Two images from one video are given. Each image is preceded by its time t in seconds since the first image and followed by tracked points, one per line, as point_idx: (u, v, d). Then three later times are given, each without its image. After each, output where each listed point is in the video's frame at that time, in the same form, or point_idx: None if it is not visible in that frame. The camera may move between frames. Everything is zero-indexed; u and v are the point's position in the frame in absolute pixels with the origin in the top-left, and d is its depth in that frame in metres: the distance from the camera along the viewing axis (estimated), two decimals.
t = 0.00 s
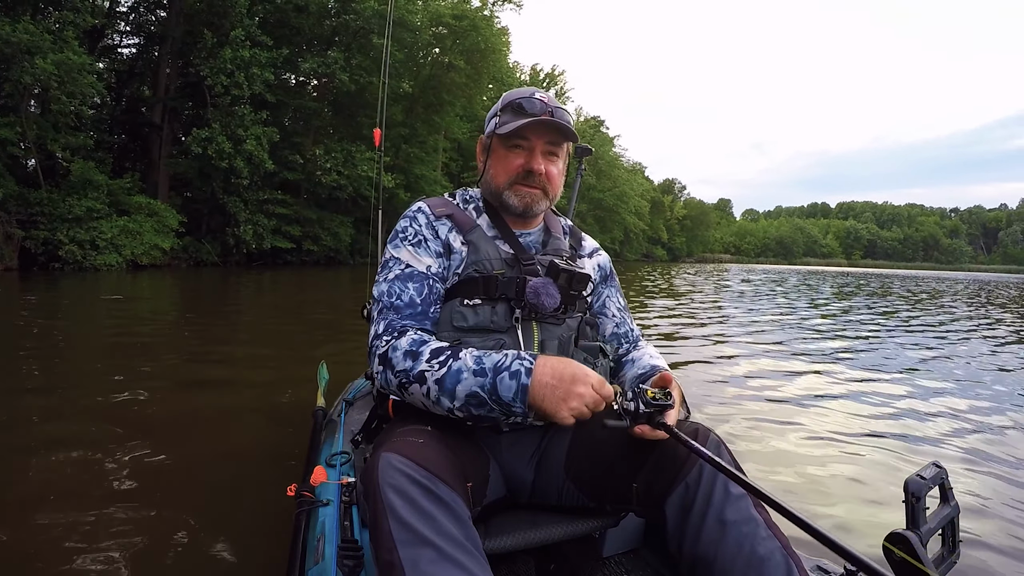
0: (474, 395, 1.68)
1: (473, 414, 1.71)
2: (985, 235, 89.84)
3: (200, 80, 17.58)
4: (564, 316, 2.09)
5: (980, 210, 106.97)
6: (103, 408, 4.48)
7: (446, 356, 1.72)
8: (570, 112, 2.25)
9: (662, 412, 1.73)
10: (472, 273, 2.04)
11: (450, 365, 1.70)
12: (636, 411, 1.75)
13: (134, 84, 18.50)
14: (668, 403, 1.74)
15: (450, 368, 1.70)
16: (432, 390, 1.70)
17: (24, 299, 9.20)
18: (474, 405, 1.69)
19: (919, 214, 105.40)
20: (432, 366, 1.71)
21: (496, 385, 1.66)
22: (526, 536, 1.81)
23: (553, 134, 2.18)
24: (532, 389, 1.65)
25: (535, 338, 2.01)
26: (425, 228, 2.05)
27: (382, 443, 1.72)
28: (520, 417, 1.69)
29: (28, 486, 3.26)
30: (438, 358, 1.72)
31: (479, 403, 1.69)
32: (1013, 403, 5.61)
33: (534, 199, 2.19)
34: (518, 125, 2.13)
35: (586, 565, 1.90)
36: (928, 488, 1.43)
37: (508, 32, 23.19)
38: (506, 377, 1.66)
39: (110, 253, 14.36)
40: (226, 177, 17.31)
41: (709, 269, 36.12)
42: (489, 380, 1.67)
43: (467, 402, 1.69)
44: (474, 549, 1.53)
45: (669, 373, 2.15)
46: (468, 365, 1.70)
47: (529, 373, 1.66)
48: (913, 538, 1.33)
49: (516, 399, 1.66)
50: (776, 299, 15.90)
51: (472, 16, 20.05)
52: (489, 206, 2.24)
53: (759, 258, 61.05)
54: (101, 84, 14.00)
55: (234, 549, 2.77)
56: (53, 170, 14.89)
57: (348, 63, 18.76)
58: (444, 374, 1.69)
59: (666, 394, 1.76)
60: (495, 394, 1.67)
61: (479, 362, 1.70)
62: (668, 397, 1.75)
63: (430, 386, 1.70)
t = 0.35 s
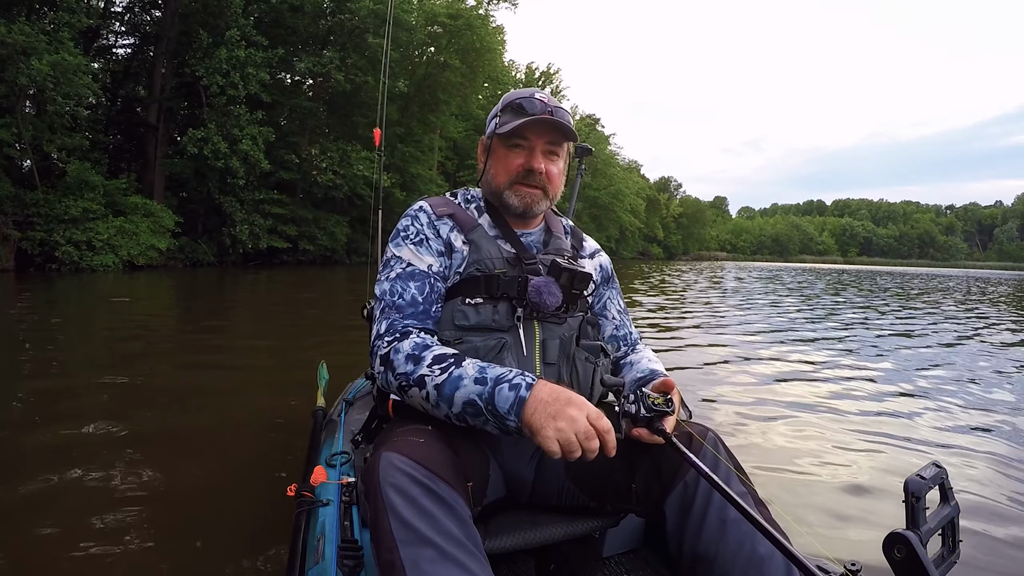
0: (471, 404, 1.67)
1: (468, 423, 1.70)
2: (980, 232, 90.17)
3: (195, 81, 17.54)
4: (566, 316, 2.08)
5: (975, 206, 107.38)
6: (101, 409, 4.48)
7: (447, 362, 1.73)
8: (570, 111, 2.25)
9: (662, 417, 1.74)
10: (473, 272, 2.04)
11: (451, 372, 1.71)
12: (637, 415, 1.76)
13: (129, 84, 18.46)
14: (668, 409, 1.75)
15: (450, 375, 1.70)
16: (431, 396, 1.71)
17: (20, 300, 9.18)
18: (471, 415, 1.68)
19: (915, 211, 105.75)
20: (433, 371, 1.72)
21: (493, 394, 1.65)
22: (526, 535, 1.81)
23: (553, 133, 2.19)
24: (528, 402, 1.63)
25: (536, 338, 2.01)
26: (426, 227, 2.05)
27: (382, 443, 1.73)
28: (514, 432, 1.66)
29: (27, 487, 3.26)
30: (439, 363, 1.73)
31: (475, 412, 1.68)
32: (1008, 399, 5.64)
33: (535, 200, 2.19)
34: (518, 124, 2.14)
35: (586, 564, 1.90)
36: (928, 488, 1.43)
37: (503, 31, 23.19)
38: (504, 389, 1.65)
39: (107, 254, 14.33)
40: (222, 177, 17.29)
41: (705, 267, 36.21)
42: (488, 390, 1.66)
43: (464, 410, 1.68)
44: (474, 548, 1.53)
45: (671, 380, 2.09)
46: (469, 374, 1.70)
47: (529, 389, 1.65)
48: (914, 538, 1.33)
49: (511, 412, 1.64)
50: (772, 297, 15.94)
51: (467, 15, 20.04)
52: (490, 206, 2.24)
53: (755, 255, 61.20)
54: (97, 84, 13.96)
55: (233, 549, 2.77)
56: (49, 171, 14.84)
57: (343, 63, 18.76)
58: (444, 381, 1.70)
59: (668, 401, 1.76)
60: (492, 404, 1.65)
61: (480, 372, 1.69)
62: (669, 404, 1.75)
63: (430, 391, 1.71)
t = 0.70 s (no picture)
0: (470, 399, 1.68)
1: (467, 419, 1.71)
2: (975, 229, 90.48)
3: (191, 81, 17.50)
4: (567, 312, 2.09)
5: (970, 204, 107.71)
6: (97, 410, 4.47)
7: (444, 358, 1.72)
8: (566, 110, 2.24)
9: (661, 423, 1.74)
10: (473, 268, 2.05)
11: (448, 368, 1.70)
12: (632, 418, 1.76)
13: (125, 85, 18.41)
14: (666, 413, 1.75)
15: (447, 371, 1.70)
16: (429, 393, 1.71)
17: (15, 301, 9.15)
18: (469, 411, 1.70)
19: (910, 209, 106.03)
20: (430, 368, 1.71)
21: (491, 391, 1.66)
22: (526, 535, 1.82)
23: (550, 134, 2.18)
24: (527, 398, 1.64)
25: (537, 334, 2.01)
26: (427, 224, 2.05)
27: (382, 443, 1.73)
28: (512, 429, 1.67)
29: (23, 490, 3.24)
30: (435, 359, 1.72)
31: (473, 408, 1.69)
32: (1004, 396, 5.67)
33: (533, 200, 2.20)
34: (515, 125, 2.14)
35: (586, 564, 1.91)
36: (928, 488, 1.44)
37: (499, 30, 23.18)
38: (501, 385, 1.66)
39: (104, 254, 14.32)
40: (218, 178, 17.26)
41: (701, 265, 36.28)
42: (486, 386, 1.67)
43: (462, 406, 1.69)
44: (474, 548, 1.53)
45: (670, 383, 2.08)
46: (465, 370, 1.70)
47: (525, 382, 1.65)
48: (913, 538, 1.34)
49: (511, 406, 1.66)
50: (767, 295, 15.98)
51: (463, 15, 20.03)
52: (490, 205, 2.25)
53: (751, 253, 61.26)
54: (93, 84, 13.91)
55: (229, 548, 2.78)
56: (45, 172, 14.80)
57: (339, 63, 18.74)
58: (442, 377, 1.70)
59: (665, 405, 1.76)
60: (490, 400, 1.67)
61: (477, 366, 1.70)
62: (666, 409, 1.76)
63: (428, 387, 1.71)
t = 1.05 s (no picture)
0: (466, 402, 1.68)
1: (463, 421, 1.70)
2: (970, 230, 90.77)
3: (188, 82, 17.46)
4: (565, 310, 2.09)
5: (965, 204, 108.07)
6: (93, 411, 4.44)
7: (443, 359, 1.73)
8: (564, 111, 2.25)
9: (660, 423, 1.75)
10: (473, 267, 2.05)
11: (446, 369, 1.71)
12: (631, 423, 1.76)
13: (121, 85, 18.37)
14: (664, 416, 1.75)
15: (446, 372, 1.71)
16: (428, 391, 1.71)
17: (12, 301, 9.12)
18: (465, 413, 1.69)
19: (905, 209, 106.35)
20: (428, 369, 1.72)
21: (488, 393, 1.66)
22: (527, 535, 1.82)
23: (547, 133, 2.19)
24: (520, 404, 1.63)
25: (536, 333, 2.01)
26: (426, 223, 2.06)
27: (382, 443, 1.73)
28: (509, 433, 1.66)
29: (23, 488, 3.24)
30: (434, 360, 1.73)
31: (470, 410, 1.69)
32: (998, 396, 5.71)
33: (528, 199, 2.20)
34: (512, 124, 2.14)
35: (586, 564, 1.91)
36: (929, 488, 1.44)
37: (496, 31, 23.19)
38: (498, 388, 1.65)
39: (101, 255, 14.30)
40: (215, 178, 17.23)
41: (697, 265, 36.34)
42: (482, 389, 1.66)
43: (459, 407, 1.69)
44: (474, 548, 1.53)
45: (669, 385, 2.08)
46: (463, 372, 1.70)
47: (522, 389, 1.65)
48: (913, 538, 1.35)
49: (505, 411, 1.64)
50: (763, 295, 16.01)
51: (459, 15, 20.02)
52: (488, 204, 2.25)
53: (747, 254, 61.36)
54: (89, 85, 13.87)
55: (227, 548, 2.77)
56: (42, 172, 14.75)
57: (336, 63, 18.73)
58: (440, 377, 1.70)
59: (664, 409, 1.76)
60: (486, 403, 1.66)
61: (476, 369, 1.70)
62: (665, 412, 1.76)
63: (426, 387, 1.71)
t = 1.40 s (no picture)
0: (469, 397, 1.68)
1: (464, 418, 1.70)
2: (965, 234, 91.05)
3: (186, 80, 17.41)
4: (567, 311, 2.09)
5: (960, 208, 108.45)
6: (87, 409, 4.41)
7: (444, 356, 1.72)
8: (565, 110, 2.24)
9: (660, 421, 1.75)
10: (474, 267, 2.04)
11: (447, 365, 1.70)
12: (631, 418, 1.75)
13: (119, 82, 18.31)
14: (664, 414, 1.76)
15: (447, 368, 1.70)
16: (429, 390, 1.70)
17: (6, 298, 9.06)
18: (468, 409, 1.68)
19: (900, 212, 106.57)
20: (429, 366, 1.71)
21: (491, 389, 1.66)
22: (527, 535, 1.82)
23: (547, 132, 2.18)
24: (527, 393, 1.64)
25: (537, 333, 2.00)
26: (428, 223, 2.06)
27: (382, 442, 1.72)
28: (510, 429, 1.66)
29: (21, 486, 3.23)
30: (435, 357, 1.72)
31: (471, 407, 1.68)
32: (992, 399, 5.74)
33: (529, 198, 2.19)
34: (513, 122, 2.14)
35: (586, 564, 1.91)
36: (929, 488, 1.44)
37: (494, 32, 23.20)
38: (499, 384, 1.65)
39: (97, 252, 14.25)
40: (212, 176, 17.19)
41: (693, 267, 36.39)
42: (485, 383, 1.66)
43: (461, 404, 1.68)
44: (474, 547, 1.53)
45: (671, 384, 2.08)
46: (464, 367, 1.69)
47: (524, 378, 1.65)
48: (914, 538, 1.35)
49: (510, 403, 1.65)
50: (758, 298, 16.04)
51: (458, 16, 20.03)
52: (490, 205, 2.25)
53: (743, 256, 61.45)
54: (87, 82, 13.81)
55: (218, 547, 2.75)
56: (38, 169, 14.68)
57: (333, 62, 18.72)
58: (442, 374, 1.69)
59: (664, 406, 1.77)
60: (489, 397, 1.66)
61: (478, 365, 1.69)
62: (665, 409, 1.76)
63: (428, 384, 1.70)
